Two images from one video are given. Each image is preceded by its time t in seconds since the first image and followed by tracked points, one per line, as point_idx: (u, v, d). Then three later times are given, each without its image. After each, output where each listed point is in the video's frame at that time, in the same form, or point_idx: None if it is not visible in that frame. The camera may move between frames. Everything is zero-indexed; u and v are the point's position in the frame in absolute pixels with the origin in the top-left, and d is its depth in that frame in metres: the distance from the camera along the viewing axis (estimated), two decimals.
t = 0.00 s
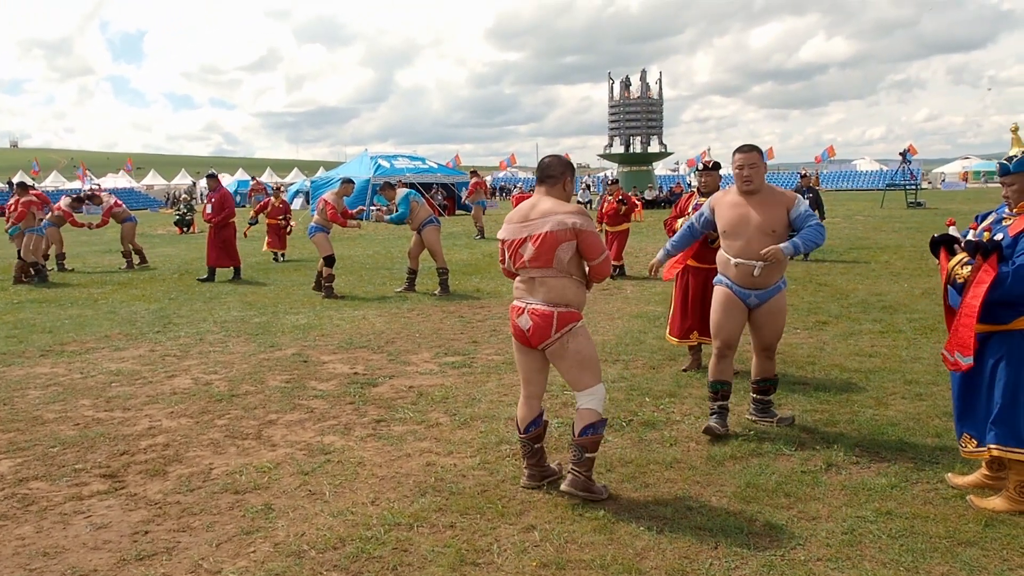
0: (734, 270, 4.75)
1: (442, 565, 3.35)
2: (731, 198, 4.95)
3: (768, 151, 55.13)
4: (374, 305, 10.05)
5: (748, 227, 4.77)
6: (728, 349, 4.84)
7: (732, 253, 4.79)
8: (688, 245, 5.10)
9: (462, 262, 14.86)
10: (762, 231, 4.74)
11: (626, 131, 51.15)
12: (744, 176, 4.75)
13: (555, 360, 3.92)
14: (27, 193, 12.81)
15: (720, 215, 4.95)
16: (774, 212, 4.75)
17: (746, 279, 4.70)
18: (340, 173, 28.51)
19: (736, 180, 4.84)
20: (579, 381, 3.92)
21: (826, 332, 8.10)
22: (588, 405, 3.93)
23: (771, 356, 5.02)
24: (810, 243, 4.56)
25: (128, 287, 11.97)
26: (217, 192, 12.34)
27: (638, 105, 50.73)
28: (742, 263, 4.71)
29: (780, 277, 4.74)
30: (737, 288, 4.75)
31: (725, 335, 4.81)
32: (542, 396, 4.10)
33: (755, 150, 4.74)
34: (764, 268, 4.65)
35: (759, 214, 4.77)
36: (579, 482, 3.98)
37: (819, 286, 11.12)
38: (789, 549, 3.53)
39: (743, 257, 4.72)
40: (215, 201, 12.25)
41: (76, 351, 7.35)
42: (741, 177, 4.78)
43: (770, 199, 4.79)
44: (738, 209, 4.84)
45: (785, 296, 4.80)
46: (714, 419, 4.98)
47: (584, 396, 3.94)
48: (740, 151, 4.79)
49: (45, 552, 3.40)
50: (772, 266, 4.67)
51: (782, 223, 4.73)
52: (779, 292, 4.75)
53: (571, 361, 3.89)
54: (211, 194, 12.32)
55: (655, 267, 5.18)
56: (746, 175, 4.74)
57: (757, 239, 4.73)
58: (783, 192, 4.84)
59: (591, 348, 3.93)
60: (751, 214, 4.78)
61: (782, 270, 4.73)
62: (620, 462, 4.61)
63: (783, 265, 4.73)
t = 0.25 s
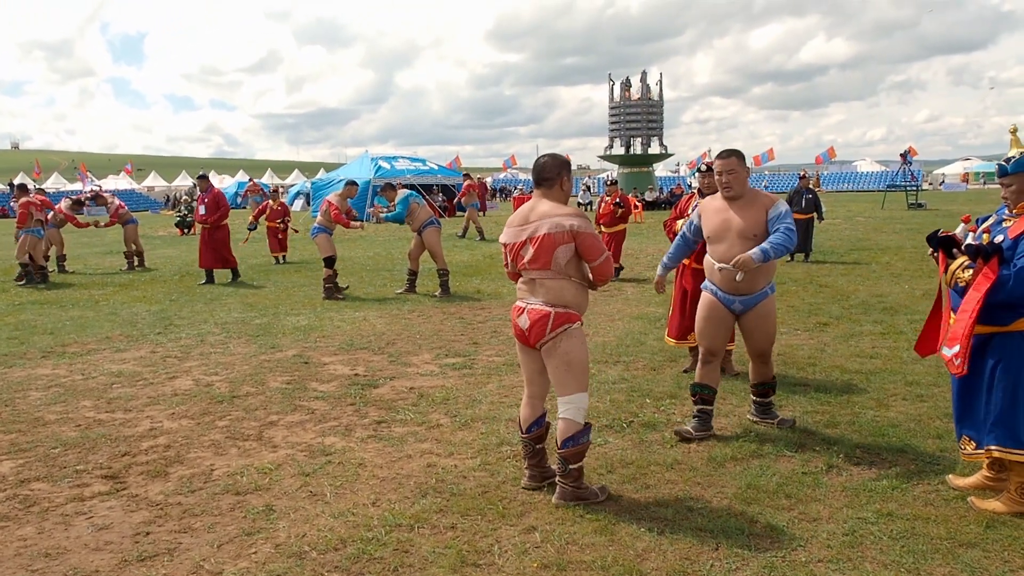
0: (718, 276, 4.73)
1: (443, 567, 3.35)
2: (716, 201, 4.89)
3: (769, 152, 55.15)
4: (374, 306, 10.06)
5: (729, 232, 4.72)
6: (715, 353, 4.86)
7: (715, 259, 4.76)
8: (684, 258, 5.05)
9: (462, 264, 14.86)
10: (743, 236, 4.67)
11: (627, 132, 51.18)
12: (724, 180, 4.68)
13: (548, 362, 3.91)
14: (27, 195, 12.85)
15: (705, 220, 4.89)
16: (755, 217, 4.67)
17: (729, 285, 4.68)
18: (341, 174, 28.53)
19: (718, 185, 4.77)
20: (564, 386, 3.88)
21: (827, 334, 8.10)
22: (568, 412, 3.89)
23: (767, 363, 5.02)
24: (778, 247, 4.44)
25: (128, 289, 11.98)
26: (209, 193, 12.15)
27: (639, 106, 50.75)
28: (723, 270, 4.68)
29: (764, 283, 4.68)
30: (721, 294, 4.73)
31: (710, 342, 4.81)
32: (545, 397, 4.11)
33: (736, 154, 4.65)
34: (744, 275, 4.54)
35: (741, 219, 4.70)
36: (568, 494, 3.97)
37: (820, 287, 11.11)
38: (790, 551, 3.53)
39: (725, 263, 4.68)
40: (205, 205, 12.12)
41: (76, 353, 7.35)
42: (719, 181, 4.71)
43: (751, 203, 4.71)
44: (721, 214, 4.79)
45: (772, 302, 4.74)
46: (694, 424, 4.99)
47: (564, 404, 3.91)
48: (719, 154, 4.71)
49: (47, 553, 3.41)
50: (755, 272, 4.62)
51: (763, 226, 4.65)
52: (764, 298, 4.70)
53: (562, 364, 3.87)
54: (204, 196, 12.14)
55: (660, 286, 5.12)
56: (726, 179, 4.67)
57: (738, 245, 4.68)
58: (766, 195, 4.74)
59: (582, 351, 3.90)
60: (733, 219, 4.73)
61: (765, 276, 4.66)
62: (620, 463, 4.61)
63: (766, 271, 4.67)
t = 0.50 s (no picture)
0: (698, 277, 4.70)
1: (445, 567, 3.35)
2: (699, 201, 4.85)
3: (770, 152, 55.14)
4: (376, 306, 10.06)
5: (708, 232, 4.71)
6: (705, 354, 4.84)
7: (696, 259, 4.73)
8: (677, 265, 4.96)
9: (463, 264, 14.86)
10: (722, 236, 4.65)
11: (628, 132, 51.19)
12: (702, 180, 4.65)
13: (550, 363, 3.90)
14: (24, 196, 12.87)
15: (688, 220, 4.86)
16: (733, 216, 4.62)
17: (709, 285, 4.64)
18: (342, 175, 28.55)
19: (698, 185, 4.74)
20: (564, 387, 3.88)
21: (828, 334, 8.10)
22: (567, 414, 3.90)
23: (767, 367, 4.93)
24: (765, 273, 4.39)
25: (130, 289, 11.99)
26: (204, 191, 12.10)
27: (640, 106, 50.73)
28: (702, 270, 4.65)
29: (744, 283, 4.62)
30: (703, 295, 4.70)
31: (699, 343, 4.80)
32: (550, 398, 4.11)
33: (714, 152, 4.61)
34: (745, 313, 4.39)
35: (721, 218, 4.67)
36: (569, 494, 3.96)
37: (821, 287, 11.11)
38: (792, 551, 3.53)
39: (704, 262, 4.66)
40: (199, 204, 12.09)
41: (78, 353, 7.36)
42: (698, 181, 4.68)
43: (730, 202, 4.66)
44: (702, 214, 4.76)
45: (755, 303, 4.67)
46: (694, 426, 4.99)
47: (564, 405, 3.91)
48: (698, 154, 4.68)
49: (49, 553, 3.41)
50: (733, 272, 4.59)
51: (741, 225, 4.60)
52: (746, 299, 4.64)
53: (563, 365, 3.86)
54: (199, 195, 12.11)
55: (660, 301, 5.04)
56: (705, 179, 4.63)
57: (718, 245, 4.65)
58: (747, 193, 4.67)
59: (585, 352, 3.89)
60: (713, 218, 4.70)
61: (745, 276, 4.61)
62: (622, 463, 4.61)
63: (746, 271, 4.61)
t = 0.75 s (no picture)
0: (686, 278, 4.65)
1: (443, 568, 3.34)
2: (686, 203, 4.82)
3: (769, 154, 55.19)
4: (374, 308, 10.05)
5: (697, 233, 4.67)
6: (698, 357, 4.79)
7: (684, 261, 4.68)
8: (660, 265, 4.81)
9: (462, 265, 14.86)
10: (710, 236, 4.60)
11: (626, 134, 51.22)
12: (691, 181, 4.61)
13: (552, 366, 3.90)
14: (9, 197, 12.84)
15: (676, 222, 4.82)
16: (722, 216, 4.59)
17: (696, 286, 4.58)
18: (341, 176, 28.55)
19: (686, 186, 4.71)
20: (568, 389, 3.87)
21: (827, 335, 8.10)
22: (569, 416, 3.90)
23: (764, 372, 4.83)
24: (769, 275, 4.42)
25: (129, 290, 11.98)
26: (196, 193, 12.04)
27: (639, 107, 50.75)
28: (690, 270, 4.60)
29: (732, 284, 4.53)
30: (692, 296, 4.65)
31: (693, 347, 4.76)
32: (550, 400, 4.10)
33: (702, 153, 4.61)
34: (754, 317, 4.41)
35: (709, 219, 4.64)
36: (568, 496, 3.95)
37: (820, 288, 11.11)
38: (790, 551, 3.52)
39: (692, 263, 4.61)
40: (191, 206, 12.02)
41: (76, 355, 7.35)
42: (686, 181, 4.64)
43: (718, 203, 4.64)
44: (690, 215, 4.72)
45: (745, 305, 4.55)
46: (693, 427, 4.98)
47: (565, 407, 3.91)
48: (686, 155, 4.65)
49: (46, 555, 3.40)
50: (721, 272, 4.51)
51: (730, 226, 4.57)
52: (734, 301, 4.53)
53: (566, 367, 3.86)
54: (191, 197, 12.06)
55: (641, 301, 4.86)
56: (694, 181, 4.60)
57: (706, 245, 4.61)
58: (736, 194, 4.66)
59: (588, 355, 3.89)
60: (702, 219, 4.67)
61: (734, 276, 4.52)
62: (620, 464, 4.61)
63: (735, 271, 4.53)
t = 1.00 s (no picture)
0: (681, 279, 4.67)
1: (441, 568, 3.34)
2: (686, 204, 4.80)
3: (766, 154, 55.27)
4: (371, 308, 10.04)
5: (694, 234, 4.67)
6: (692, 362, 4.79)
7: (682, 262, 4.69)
8: (655, 270, 4.86)
9: (459, 265, 14.86)
10: (708, 238, 4.60)
11: (624, 134, 51.24)
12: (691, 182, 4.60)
13: (552, 368, 3.91)
14: None
15: (674, 222, 4.82)
16: (720, 219, 4.59)
17: (690, 287, 4.59)
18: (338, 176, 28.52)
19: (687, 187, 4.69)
20: (568, 391, 3.88)
21: (824, 335, 8.12)
22: (568, 420, 3.90)
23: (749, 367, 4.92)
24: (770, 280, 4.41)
25: (126, 291, 11.96)
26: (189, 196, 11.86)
27: (636, 108, 50.77)
28: (685, 272, 4.61)
29: (727, 287, 4.52)
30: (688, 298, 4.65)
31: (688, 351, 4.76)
32: (548, 401, 4.10)
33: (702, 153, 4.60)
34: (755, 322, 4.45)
35: (707, 220, 4.64)
36: (565, 496, 3.95)
37: (817, 288, 11.13)
38: (787, 551, 3.53)
39: (688, 264, 4.62)
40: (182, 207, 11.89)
41: (73, 355, 7.34)
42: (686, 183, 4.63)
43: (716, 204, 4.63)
44: (690, 217, 4.72)
45: (741, 309, 4.54)
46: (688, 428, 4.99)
47: (564, 410, 3.91)
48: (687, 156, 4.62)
49: (43, 556, 3.40)
50: (716, 274, 4.50)
51: (728, 228, 4.56)
52: (729, 304, 4.52)
53: (566, 369, 3.87)
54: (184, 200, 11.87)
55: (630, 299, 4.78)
56: (693, 183, 4.59)
57: (703, 247, 4.61)
58: (736, 196, 4.64)
59: (589, 356, 3.90)
60: (700, 220, 4.66)
61: (729, 279, 4.51)
62: (618, 464, 4.61)
63: (730, 273, 4.52)
